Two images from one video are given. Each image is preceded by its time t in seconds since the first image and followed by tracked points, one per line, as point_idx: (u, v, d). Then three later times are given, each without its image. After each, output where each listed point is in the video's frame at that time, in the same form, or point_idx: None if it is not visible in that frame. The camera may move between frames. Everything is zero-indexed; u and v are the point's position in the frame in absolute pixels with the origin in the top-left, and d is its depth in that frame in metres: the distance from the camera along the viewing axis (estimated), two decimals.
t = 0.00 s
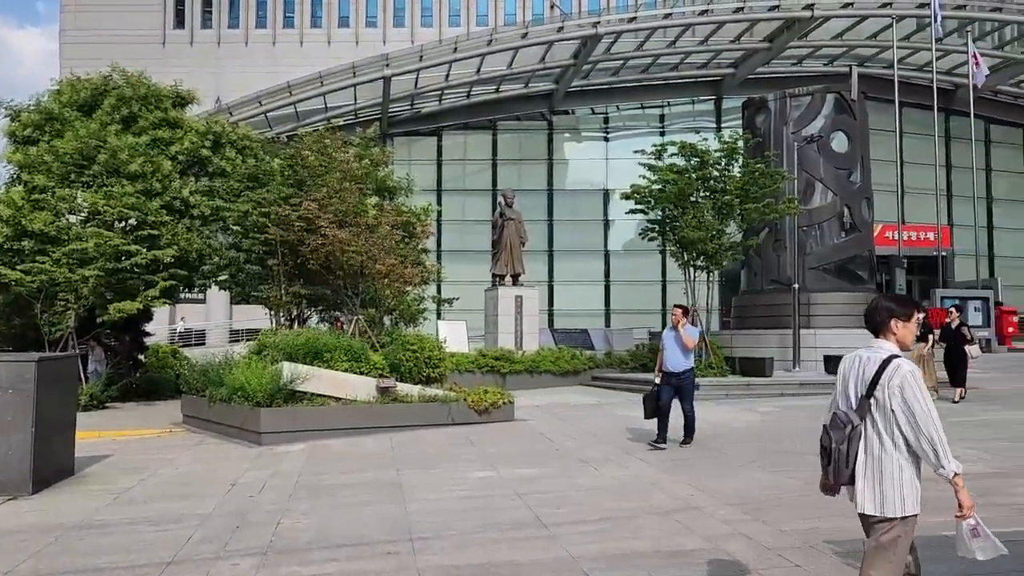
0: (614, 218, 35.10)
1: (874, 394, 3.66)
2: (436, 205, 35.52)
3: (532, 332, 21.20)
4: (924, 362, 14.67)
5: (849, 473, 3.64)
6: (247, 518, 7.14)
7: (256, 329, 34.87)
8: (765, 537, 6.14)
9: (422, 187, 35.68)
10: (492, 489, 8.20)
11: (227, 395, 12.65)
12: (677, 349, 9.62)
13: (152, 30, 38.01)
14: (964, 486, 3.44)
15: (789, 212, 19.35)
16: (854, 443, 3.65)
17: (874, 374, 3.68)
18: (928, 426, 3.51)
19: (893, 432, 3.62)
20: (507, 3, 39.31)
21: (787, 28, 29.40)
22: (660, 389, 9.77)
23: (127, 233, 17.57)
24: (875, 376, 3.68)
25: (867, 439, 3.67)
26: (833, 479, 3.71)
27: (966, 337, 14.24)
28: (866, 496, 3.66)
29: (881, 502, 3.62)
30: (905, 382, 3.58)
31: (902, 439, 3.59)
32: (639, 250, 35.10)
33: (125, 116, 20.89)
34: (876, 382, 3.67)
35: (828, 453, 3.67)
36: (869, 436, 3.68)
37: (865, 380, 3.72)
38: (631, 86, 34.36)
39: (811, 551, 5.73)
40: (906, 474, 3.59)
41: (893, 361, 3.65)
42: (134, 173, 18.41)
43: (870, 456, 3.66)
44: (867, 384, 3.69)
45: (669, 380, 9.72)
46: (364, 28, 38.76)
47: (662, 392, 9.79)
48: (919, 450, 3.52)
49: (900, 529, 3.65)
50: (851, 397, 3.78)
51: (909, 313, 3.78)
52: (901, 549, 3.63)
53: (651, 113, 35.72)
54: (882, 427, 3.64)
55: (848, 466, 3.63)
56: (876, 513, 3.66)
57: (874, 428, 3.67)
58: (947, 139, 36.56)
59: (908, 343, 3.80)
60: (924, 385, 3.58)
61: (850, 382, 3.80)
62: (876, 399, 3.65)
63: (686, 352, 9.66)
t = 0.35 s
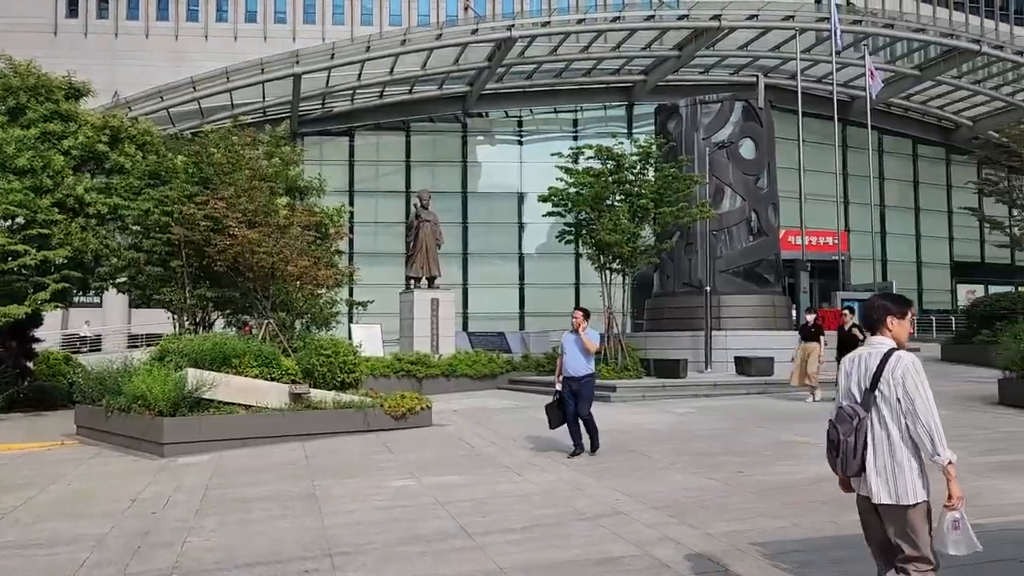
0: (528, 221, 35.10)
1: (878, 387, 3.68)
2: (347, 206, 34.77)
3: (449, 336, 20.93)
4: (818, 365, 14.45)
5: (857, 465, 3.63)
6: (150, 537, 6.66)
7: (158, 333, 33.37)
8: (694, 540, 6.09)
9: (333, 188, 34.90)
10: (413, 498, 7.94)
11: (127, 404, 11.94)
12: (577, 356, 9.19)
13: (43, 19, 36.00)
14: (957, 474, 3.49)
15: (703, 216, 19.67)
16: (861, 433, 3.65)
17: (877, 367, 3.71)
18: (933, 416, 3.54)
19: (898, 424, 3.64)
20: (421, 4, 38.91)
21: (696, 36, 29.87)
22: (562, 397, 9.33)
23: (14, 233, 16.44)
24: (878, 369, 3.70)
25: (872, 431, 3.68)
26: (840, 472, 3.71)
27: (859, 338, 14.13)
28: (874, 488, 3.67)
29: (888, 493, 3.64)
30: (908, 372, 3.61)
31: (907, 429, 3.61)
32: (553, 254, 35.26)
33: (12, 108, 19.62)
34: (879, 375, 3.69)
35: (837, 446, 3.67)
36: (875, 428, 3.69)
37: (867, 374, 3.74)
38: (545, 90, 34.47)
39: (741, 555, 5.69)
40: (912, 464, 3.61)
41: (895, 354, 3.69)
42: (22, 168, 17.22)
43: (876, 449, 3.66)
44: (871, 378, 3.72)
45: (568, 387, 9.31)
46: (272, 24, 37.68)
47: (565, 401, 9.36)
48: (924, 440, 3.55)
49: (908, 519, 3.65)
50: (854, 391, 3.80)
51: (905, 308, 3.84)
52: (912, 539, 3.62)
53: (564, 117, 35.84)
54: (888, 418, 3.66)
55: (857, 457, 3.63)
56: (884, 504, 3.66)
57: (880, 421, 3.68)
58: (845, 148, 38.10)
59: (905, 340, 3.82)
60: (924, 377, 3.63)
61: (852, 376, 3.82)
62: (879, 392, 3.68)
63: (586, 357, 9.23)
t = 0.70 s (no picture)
0: (446, 221, 34.85)
1: (874, 388, 3.69)
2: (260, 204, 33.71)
3: (368, 337, 20.50)
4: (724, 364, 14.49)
5: (856, 465, 3.64)
6: (51, 559, 6.16)
7: (56, 336, 31.65)
8: (629, 544, 6.00)
9: (246, 186, 33.79)
10: (337, 507, 7.62)
11: (22, 413, 11.17)
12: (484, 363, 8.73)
13: None
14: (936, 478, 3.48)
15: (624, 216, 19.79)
16: (859, 434, 3.67)
17: (873, 370, 3.71)
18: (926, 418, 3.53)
19: (893, 425, 3.65)
20: None
21: (613, 39, 30.24)
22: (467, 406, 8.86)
23: None
24: (874, 372, 3.71)
25: (871, 432, 3.68)
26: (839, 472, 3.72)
27: (762, 336, 14.22)
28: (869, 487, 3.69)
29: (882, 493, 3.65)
30: (902, 375, 3.61)
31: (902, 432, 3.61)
32: (473, 253, 35.08)
33: None
34: (875, 378, 3.70)
35: (833, 446, 3.69)
36: (873, 429, 3.69)
37: (866, 376, 3.75)
38: (464, 88, 34.22)
39: (675, 558, 5.63)
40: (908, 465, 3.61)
41: (894, 357, 3.68)
42: None
43: (875, 450, 3.67)
44: (869, 379, 3.73)
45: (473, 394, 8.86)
46: (180, 14, 36.24)
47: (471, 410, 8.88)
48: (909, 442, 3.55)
49: (902, 521, 3.66)
50: (854, 392, 3.81)
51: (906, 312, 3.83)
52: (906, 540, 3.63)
53: (483, 116, 35.59)
54: (885, 420, 3.66)
55: (855, 457, 3.64)
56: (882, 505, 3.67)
57: (878, 422, 3.68)
58: (755, 151, 39.16)
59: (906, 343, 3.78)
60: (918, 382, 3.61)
61: (852, 378, 3.83)
62: (876, 393, 3.69)
63: (494, 364, 8.77)
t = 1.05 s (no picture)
0: (378, 222, 34.36)
1: (895, 380, 3.79)
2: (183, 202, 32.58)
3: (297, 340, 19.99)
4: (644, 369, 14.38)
5: (880, 452, 3.74)
6: None
7: None
8: (571, 549, 5.87)
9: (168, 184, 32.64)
10: (267, 516, 7.28)
11: None
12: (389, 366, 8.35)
13: None
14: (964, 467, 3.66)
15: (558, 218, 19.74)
16: (881, 423, 3.75)
17: (895, 363, 3.81)
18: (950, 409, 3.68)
19: (913, 415, 3.77)
20: None
21: (546, 42, 30.21)
22: (372, 412, 8.44)
23: None
24: (896, 364, 3.81)
25: (894, 421, 3.78)
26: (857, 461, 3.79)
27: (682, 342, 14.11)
28: (892, 474, 3.78)
29: (899, 481, 3.76)
30: (926, 368, 3.73)
31: (922, 421, 3.74)
32: (404, 255, 34.64)
33: None
34: (897, 370, 3.80)
35: (853, 436, 3.75)
36: (893, 419, 3.79)
37: (885, 368, 3.84)
38: (396, 88, 33.75)
39: (617, 563, 5.51)
40: (925, 454, 3.75)
41: (916, 349, 3.80)
42: None
43: (898, 437, 3.77)
44: (892, 370, 3.82)
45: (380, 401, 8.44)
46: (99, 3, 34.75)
47: (374, 416, 8.44)
48: (936, 432, 3.69)
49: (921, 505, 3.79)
50: (870, 383, 3.89)
51: (919, 306, 3.97)
52: (920, 526, 3.77)
53: (415, 117, 35.15)
54: (904, 410, 3.77)
55: (880, 445, 3.73)
56: (897, 492, 3.78)
57: (900, 410, 3.78)
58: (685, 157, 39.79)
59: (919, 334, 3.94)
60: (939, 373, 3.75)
61: (867, 369, 3.92)
62: (898, 385, 3.78)
63: (399, 367, 8.38)
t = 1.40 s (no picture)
0: (303, 223, 33.60)
1: (884, 390, 4.11)
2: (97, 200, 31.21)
3: (219, 343, 19.32)
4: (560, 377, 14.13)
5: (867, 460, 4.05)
6: None
7: None
8: (506, 562, 5.70)
9: (81, 180, 31.23)
10: (185, 530, 6.89)
11: None
12: (277, 373, 7.75)
13: None
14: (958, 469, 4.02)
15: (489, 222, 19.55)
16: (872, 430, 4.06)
17: (882, 375, 4.13)
18: (932, 416, 4.04)
19: (898, 423, 4.11)
20: None
21: (477, 45, 30.02)
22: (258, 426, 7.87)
23: None
24: (883, 376, 4.13)
25: (883, 428, 4.11)
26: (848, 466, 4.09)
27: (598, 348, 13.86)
28: (880, 478, 4.11)
29: (886, 482, 4.10)
30: (911, 380, 4.08)
31: (908, 427, 4.09)
32: (331, 258, 33.93)
33: None
34: (884, 382, 4.12)
35: (848, 444, 4.05)
36: (880, 427, 4.12)
37: (872, 380, 4.16)
38: (323, 87, 33.07)
39: (554, 575, 5.36)
40: (910, 457, 4.09)
41: (902, 362, 4.13)
42: None
43: (887, 444, 4.10)
44: (878, 382, 4.14)
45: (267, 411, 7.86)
46: None
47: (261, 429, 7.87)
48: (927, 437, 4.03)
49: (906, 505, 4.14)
50: (858, 393, 4.20)
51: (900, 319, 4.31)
52: (901, 521, 4.14)
53: (343, 117, 34.49)
54: (892, 418, 4.10)
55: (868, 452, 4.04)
56: (884, 493, 4.12)
57: (886, 419, 4.11)
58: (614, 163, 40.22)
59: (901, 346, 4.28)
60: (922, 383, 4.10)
61: (852, 381, 4.23)
62: (885, 395, 4.11)
63: (290, 375, 7.78)
